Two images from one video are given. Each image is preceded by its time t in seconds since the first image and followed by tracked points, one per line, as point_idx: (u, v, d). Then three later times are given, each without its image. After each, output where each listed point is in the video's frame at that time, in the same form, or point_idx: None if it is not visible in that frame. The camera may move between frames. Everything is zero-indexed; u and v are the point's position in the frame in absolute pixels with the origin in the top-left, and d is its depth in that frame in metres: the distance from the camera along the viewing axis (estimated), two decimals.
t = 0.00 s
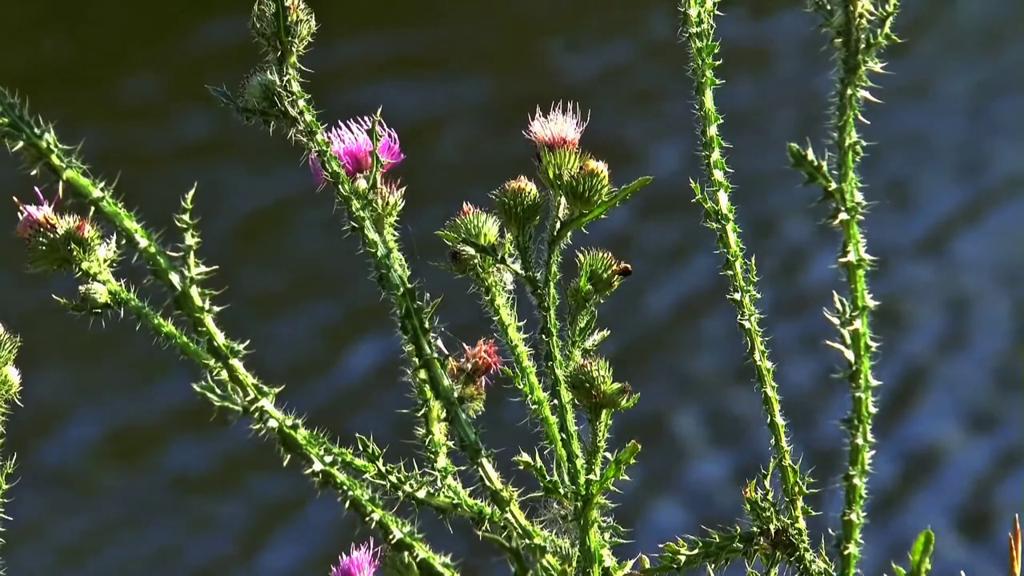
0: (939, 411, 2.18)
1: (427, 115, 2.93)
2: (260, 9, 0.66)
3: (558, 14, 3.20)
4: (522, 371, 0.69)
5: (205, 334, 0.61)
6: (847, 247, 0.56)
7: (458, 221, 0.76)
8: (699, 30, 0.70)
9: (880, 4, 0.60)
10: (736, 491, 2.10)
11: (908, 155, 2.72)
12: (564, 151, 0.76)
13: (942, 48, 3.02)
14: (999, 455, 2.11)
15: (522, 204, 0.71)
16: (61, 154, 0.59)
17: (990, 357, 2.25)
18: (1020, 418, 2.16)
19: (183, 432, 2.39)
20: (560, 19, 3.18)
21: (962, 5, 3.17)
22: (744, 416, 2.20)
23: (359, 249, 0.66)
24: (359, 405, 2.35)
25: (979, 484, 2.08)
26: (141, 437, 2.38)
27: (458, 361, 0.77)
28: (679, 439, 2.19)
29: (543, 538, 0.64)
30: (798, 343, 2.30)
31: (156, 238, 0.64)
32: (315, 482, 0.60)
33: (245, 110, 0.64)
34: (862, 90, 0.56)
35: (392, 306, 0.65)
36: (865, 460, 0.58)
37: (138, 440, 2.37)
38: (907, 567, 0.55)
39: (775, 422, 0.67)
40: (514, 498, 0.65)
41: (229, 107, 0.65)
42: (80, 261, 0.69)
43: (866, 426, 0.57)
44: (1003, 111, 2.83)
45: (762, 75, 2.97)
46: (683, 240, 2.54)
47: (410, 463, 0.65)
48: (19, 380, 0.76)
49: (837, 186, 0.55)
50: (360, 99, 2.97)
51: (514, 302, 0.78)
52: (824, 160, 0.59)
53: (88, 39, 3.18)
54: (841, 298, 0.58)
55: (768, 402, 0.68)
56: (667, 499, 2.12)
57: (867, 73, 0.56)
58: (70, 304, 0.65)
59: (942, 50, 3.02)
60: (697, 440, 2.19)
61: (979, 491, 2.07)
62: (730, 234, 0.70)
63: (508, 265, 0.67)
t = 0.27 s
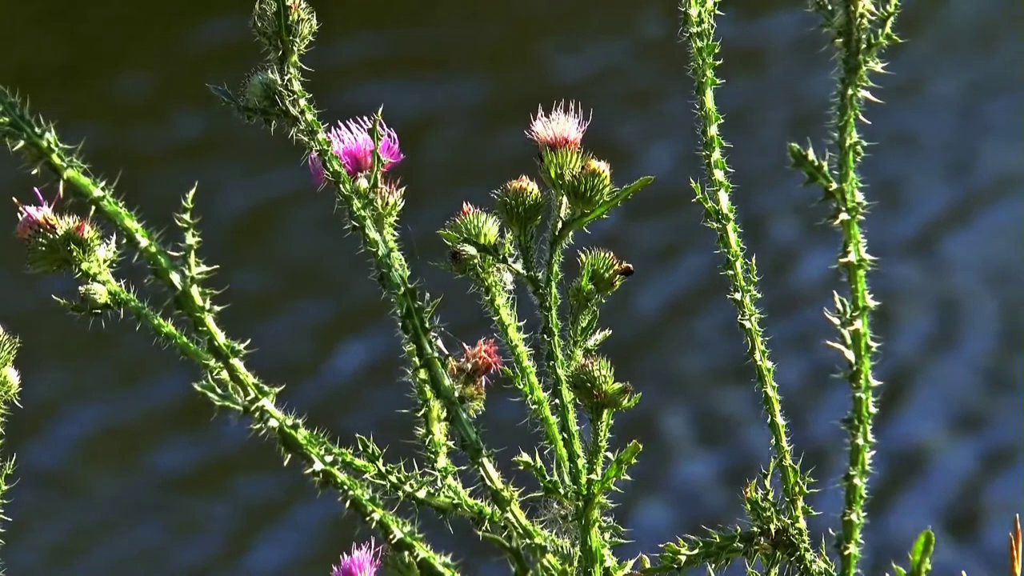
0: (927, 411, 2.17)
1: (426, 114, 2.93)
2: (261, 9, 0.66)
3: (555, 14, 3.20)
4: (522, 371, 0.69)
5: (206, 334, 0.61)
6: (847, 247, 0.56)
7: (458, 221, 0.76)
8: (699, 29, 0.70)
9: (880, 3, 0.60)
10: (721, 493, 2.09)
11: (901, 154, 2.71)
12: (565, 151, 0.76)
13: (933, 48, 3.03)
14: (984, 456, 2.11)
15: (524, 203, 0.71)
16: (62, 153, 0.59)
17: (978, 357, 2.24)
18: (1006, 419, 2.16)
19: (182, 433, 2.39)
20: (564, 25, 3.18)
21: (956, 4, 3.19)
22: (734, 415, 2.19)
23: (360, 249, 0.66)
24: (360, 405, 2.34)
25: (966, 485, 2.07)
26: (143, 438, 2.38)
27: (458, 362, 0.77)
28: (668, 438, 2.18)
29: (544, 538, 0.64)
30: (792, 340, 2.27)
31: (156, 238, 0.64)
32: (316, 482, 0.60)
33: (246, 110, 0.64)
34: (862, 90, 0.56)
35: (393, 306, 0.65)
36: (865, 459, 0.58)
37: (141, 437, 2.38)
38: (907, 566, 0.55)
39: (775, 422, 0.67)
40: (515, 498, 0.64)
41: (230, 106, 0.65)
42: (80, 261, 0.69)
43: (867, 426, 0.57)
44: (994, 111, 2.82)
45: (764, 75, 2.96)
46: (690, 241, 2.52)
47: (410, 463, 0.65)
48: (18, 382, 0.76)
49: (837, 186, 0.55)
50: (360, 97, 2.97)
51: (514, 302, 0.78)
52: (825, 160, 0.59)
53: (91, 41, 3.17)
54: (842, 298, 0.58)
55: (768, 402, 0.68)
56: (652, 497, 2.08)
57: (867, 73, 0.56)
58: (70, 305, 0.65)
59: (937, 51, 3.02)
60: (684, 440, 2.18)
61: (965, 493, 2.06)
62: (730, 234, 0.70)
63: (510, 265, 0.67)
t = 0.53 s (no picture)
0: (902, 407, 2.14)
1: (428, 113, 2.93)
2: (263, 8, 0.66)
3: (555, 17, 3.21)
4: (523, 371, 0.69)
5: (207, 334, 0.61)
6: (847, 247, 0.56)
7: (458, 220, 0.76)
8: (701, 28, 0.70)
9: (881, 3, 0.60)
10: (695, 493, 2.07)
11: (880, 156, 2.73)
12: (567, 150, 0.76)
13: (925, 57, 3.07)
14: (959, 456, 2.06)
15: (526, 203, 0.71)
16: (62, 153, 0.59)
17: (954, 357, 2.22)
18: (981, 420, 2.13)
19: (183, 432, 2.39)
20: (564, 29, 3.20)
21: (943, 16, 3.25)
22: (710, 416, 2.18)
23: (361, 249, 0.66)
24: (350, 404, 2.29)
25: (941, 484, 2.03)
26: (143, 438, 2.37)
27: (458, 361, 0.77)
28: (645, 437, 2.12)
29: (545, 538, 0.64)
30: (775, 338, 2.24)
31: (156, 237, 0.64)
32: (316, 481, 0.59)
33: (249, 109, 0.64)
34: (863, 89, 0.56)
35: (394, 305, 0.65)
36: (866, 459, 0.58)
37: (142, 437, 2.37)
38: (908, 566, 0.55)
39: (776, 422, 0.67)
40: (515, 498, 0.64)
41: (232, 105, 0.65)
42: (80, 262, 0.69)
43: (867, 426, 0.57)
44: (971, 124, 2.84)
45: (766, 78, 2.96)
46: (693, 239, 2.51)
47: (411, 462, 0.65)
48: (17, 383, 0.76)
49: (838, 186, 0.55)
50: (362, 93, 2.95)
51: (515, 301, 0.78)
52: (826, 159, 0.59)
53: (91, 41, 3.21)
54: (843, 298, 0.58)
55: (769, 402, 0.68)
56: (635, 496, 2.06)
57: (869, 73, 0.55)
58: (70, 305, 0.65)
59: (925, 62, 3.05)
60: (657, 439, 2.14)
61: (939, 492, 2.02)
62: (732, 233, 0.70)
63: (511, 265, 0.67)
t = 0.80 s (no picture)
0: (892, 409, 2.14)
1: (428, 113, 2.93)
2: (264, 8, 0.66)
3: (555, 13, 3.20)
4: (523, 370, 0.69)
5: (206, 334, 0.61)
6: (847, 248, 0.56)
7: (459, 220, 0.76)
8: (702, 28, 0.70)
9: (882, 3, 0.60)
10: (683, 493, 2.08)
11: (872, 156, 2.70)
12: (568, 151, 0.76)
13: (926, 46, 3.04)
14: (946, 456, 2.07)
15: (526, 203, 0.71)
16: (62, 153, 0.59)
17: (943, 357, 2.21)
18: (969, 420, 2.13)
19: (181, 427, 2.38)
20: (563, 24, 3.18)
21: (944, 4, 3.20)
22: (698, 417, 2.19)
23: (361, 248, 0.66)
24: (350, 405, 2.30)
25: (927, 484, 2.04)
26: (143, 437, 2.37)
27: (459, 360, 0.77)
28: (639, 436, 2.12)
29: (545, 538, 0.64)
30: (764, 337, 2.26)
31: (156, 238, 0.64)
32: (316, 481, 0.59)
33: (250, 109, 0.64)
34: (863, 90, 0.56)
35: (394, 305, 0.65)
36: (866, 460, 0.58)
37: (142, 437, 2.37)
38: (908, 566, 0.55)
39: (777, 422, 0.68)
40: (517, 497, 0.64)
41: (232, 105, 0.65)
42: (80, 261, 0.69)
43: (867, 426, 0.57)
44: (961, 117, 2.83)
45: (766, 75, 2.95)
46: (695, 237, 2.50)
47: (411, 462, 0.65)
48: (16, 383, 0.76)
49: (838, 186, 0.55)
50: (363, 93, 2.96)
51: (515, 300, 0.78)
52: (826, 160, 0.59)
53: (91, 41, 3.21)
54: (843, 298, 0.58)
55: (770, 402, 0.68)
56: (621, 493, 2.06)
57: (869, 73, 0.55)
58: (71, 305, 0.66)
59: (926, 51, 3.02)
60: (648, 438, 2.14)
61: (926, 493, 2.03)
62: (733, 233, 0.70)
63: (512, 265, 0.67)
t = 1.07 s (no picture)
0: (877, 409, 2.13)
1: (429, 113, 2.93)
2: (264, 9, 0.66)
3: (555, 12, 3.20)
4: (524, 369, 0.69)
5: (206, 334, 0.61)
6: (847, 247, 0.56)
7: (459, 220, 0.76)
8: (704, 26, 0.69)
9: (882, 3, 0.60)
10: (670, 494, 2.07)
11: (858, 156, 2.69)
12: (568, 151, 0.76)
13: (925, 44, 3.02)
14: (933, 457, 2.07)
15: (526, 203, 0.71)
16: (62, 153, 0.59)
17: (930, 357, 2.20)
18: (956, 419, 2.12)
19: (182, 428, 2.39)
20: (563, 21, 3.18)
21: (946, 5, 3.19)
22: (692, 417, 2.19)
23: (362, 248, 0.66)
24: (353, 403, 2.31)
25: (915, 485, 2.03)
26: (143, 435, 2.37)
27: (459, 359, 0.77)
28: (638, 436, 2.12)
29: (545, 537, 0.63)
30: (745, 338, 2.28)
31: (156, 238, 0.64)
32: (316, 481, 0.59)
33: (250, 110, 0.64)
34: (863, 89, 0.56)
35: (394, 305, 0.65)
36: (866, 460, 0.58)
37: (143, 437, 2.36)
38: (908, 565, 0.55)
39: (778, 421, 0.67)
40: (517, 497, 0.64)
41: (232, 106, 0.65)
42: (81, 260, 0.68)
43: (867, 426, 0.57)
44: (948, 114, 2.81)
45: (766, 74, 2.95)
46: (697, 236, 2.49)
47: (412, 462, 0.65)
48: (16, 383, 0.76)
49: (838, 186, 0.55)
50: (364, 93, 2.96)
51: (516, 300, 0.78)
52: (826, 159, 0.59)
53: (91, 42, 3.20)
54: (843, 298, 0.58)
55: (771, 401, 0.68)
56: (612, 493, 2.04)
57: (868, 73, 0.55)
58: (72, 304, 0.66)
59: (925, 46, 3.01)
60: (646, 438, 2.14)
61: (913, 494, 2.02)
62: (734, 232, 0.70)
63: (512, 265, 0.67)
